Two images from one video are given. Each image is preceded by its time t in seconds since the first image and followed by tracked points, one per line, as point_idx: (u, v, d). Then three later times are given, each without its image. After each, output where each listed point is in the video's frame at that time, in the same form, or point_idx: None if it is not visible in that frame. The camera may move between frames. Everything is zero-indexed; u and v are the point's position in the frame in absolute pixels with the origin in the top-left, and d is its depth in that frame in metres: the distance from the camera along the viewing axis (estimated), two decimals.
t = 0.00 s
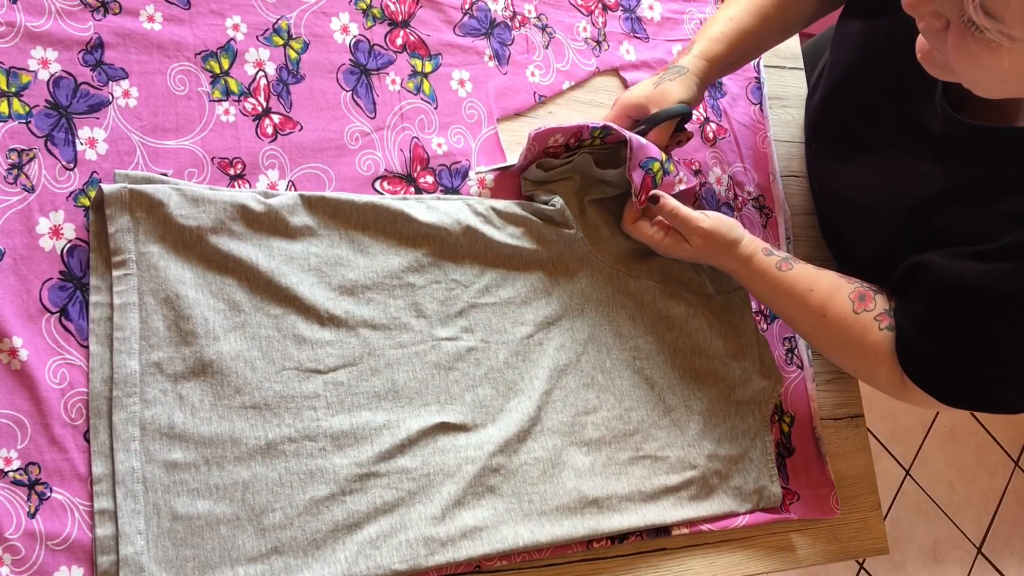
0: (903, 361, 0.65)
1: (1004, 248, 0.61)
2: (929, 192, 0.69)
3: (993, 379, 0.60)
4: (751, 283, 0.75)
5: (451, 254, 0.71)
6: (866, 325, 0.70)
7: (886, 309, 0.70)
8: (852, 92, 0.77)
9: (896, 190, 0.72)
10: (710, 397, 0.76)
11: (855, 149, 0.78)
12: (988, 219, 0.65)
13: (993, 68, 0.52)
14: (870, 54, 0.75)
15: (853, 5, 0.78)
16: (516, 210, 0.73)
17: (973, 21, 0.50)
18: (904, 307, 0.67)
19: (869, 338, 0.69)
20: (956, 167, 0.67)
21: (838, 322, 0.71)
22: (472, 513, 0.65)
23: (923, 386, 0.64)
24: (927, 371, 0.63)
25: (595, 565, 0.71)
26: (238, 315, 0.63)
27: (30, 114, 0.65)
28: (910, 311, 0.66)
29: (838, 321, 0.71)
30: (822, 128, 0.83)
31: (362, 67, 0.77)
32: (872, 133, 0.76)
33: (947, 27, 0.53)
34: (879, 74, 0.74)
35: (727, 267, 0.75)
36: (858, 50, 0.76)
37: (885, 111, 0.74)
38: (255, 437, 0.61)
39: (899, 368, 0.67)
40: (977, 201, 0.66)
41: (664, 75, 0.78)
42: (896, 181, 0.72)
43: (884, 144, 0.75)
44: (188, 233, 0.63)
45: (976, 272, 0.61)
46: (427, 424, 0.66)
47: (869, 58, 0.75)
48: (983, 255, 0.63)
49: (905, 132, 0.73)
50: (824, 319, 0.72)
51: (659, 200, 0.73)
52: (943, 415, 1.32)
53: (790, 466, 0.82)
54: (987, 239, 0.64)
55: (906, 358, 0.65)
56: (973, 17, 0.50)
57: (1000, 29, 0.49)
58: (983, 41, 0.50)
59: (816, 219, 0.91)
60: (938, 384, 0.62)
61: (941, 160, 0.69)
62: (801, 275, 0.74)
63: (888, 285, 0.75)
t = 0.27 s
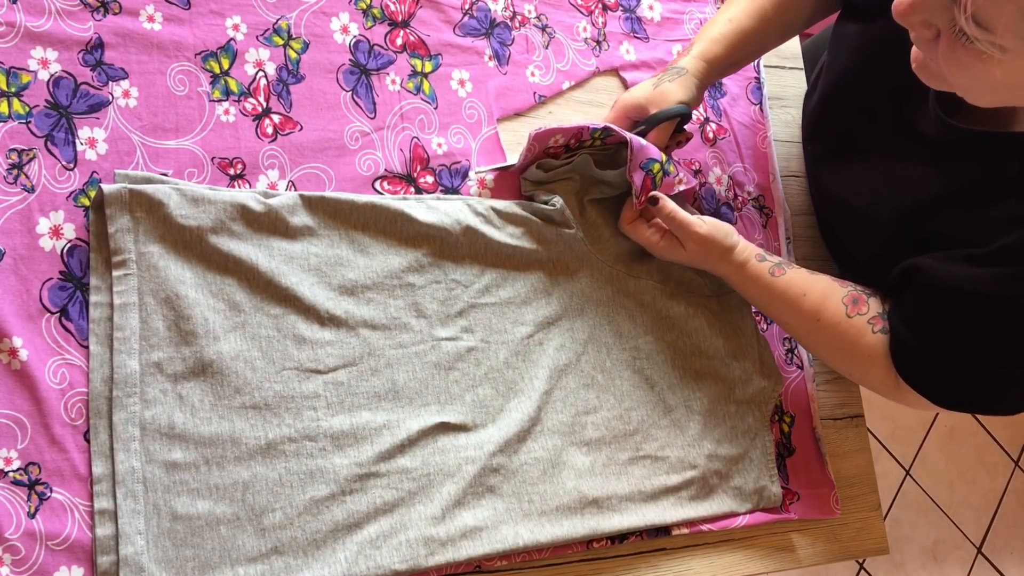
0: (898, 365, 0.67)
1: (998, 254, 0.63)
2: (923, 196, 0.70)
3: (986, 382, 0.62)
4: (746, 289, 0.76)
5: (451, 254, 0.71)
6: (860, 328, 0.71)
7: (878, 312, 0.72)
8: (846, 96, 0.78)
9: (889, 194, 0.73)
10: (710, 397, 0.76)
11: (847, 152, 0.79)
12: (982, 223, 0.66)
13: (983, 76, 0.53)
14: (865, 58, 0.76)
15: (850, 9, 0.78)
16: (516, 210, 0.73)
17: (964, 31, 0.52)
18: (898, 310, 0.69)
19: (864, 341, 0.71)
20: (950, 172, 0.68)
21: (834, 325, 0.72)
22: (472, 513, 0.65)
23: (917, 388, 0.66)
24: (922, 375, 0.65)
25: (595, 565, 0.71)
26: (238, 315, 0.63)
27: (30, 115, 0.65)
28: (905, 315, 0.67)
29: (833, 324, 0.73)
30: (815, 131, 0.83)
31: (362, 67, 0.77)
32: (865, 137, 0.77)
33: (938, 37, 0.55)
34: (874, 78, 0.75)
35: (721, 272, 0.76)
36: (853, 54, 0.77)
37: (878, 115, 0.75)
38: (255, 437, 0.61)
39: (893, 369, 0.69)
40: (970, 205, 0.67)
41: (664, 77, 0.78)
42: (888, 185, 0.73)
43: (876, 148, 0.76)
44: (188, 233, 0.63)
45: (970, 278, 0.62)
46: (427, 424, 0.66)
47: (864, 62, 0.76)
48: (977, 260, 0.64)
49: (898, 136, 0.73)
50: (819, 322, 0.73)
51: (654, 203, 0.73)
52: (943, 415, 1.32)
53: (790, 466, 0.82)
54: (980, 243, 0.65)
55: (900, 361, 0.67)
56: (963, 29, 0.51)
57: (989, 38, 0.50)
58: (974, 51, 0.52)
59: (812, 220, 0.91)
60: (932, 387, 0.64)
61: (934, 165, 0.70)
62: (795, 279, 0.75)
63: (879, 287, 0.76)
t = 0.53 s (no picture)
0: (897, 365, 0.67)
1: (997, 258, 0.63)
2: (921, 200, 0.70)
3: (982, 387, 0.62)
4: (746, 285, 0.76)
5: (451, 254, 0.71)
6: (860, 327, 0.72)
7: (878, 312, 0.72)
8: (846, 98, 0.78)
9: (887, 197, 0.73)
10: (710, 397, 0.76)
11: (847, 154, 0.79)
12: (981, 228, 0.66)
13: (980, 95, 0.55)
14: (866, 61, 0.76)
15: (848, 12, 0.80)
16: (517, 210, 0.73)
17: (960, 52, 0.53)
18: (897, 311, 0.69)
19: (864, 339, 0.71)
20: (949, 177, 0.69)
21: (834, 324, 0.73)
22: (472, 513, 0.65)
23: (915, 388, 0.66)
24: (920, 376, 0.65)
25: (595, 565, 0.71)
26: (238, 315, 0.63)
27: (30, 115, 0.65)
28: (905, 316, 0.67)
29: (832, 324, 0.73)
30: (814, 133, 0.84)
31: (362, 67, 0.77)
32: (864, 140, 0.77)
33: (936, 54, 0.56)
34: (874, 81, 0.76)
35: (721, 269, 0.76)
36: (854, 56, 0.78)
37: (878, 118, 0.75)
38: (255, 437, 0.61)
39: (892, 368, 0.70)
40: (969, 211, 0.67)
41: (632, 30, 0.78)
42: (887, 189, 0.73)
43: (875, 152, 0.76)
44: (188, 233, 0.63)
45: (968, 282, 0.63)
46: (427, 424, 0.66)
47: (864, 65, 0.76)
48: (975, 265, 0.64)
49: (897, 140, 0.74)
50: (819, 321, 0.73)
51: (664, 190, 0.74)
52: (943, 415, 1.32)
53: (790, 466, 0.82)
54: (977, 249, 0.66)
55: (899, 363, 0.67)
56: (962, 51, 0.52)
57: (988, 59, 0.51)
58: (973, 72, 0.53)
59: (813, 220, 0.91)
60: (930, 389, 0.64)
61: (932, 169, 0.70)
62: (796, 278, 0.75)
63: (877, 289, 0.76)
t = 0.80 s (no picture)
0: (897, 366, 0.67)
1: (996, 263, 0.63)
2: (921, 202, 0.70)
3: (978, 389, 0.62)
4: (746, 283, 0.76)
5: (451, 254, 0.71)
6: (859, 326, 0.72)
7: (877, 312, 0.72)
8: (846, 99, 0.78)
9: (887, 199, 0.73)
10: (710, 397, 0.76)
11: (847, 155, 0.79)
12: (980, 233, 0.66)
13: (973, 108, 0.55)
14: (867, 62, 0.76)
15: (845, 15, 0.79)
16: (517, 210, 0.73)
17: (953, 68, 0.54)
18: (895, 313, 0.69)
19: (863, 338, 0.71)
20: (950, 179, 0.69)
21: (833, 322, 0.73)
22: (472, 513, 0.65)
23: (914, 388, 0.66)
24: (918, 377, 0.65)
25: (595, 565, 0.71)
26: (239, 315, 0.63)
27: (30, 114, 0.65)
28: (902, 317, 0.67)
29: (831, 323, 0.73)
30: (814, 134, 0.84)
31: (362, 67, 0.77)
32: (864, 141, 0.77)
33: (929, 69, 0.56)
34: (875, 83, 0.76)
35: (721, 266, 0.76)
36: (854, 58, 0.78)
37: (878, 119, 0.75)
38: (255, 437, 0.61)
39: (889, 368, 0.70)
40: (969, 214, 0.67)
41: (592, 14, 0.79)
42: (887, 190, 0.73)
43: (875, 153, 0.76)
44: (188, 233, 0.63)
45: (966, 286, 0.63)
46: (427, 424, 0.66)
47: (865, 66, 0.76)
48: (974, 269, 0.64)
49: (897, 141, 0.74)
50: (818, 319, 0.74)
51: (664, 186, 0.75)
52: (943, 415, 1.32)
53: (790, 466, 0.82)
54: (976, 252, 0.66)
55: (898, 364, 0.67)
56: (955, 67, 0.53)
57: (981, 75, 0.52)
58: (967, 86, 0.54)
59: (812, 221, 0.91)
60: (928, 390, 0.64)
61: (933, 171, 0.70)
62: (796, 276, 0.76)
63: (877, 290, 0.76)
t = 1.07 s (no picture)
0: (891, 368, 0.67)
1: (985, 266, 0.62)
2: (913, 205, 0.70)
3: (967, 391, 0.62)
4: (743, 283, 0.76)
5: (451, 254, 0.71)
6: (855, 326, 0.72)
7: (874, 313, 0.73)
8: (839, 101, 0.78)
9: (880, 202, 0.73)
10: (710, 397, 0.76)
11: (841, 157, 0.79)
12: (970, 231, 0.65)
13: (961, 118, 0.55)
14: (858, 64, 0.76)
15: (839, 18, 0.79)
16: (517, 210, 0.73)
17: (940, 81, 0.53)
18: (887, 315, 0.69)
19: (859, 338, 0.71)
20: (941, 182, 0.68)
21: (830, 322, 0.73)
22: (472, 513, 0.65)
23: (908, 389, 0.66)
24: (913, 380, 0.65)
25: (595, 565, 0.71)
26: (239, 315, 0.63)
27: (30, 114, 0.65)
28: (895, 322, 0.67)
29: (827, 323, 0.73)
30: (808, 136, 0.84)
31: (362, 67, 0.77)
32: (858, 143, 0.77)
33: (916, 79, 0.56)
34: (867, 85, 0.75)
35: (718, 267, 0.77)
36: (845, 60, 0.78)
37: (870, 121, 0.75)
38: (255, 437, 0.61)
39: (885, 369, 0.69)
40: (960, 217, 0.66)
41: (596, 22, 0.79)
42: (880, 193, 0.73)
43: (868, 155, 0.75)
44: (188, 233, 0.63)
45: (956, 290, 0.62)
46: (427, 424, 0.66)
47: (856, 69, 0.76)
48: (964, 273, 0.63)
49: (889, 144, 0.73)
50: (814, 319, 0.74)
51: (665, 186, 0.75)
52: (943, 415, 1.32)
53: (790, 466, 0.82)
54: (967, 254, 0.65)
55: (893, 366, 0.67)
56: (939, 79, 0.53)
57: (965, 87, 0.52)
58: (952, 97, 0.53)
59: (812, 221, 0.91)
60: (920, 392, 0.65)
61: (925, 173, 0.70)
62: (793, 277, 0.76)
63: (873, 292, 0.76)
